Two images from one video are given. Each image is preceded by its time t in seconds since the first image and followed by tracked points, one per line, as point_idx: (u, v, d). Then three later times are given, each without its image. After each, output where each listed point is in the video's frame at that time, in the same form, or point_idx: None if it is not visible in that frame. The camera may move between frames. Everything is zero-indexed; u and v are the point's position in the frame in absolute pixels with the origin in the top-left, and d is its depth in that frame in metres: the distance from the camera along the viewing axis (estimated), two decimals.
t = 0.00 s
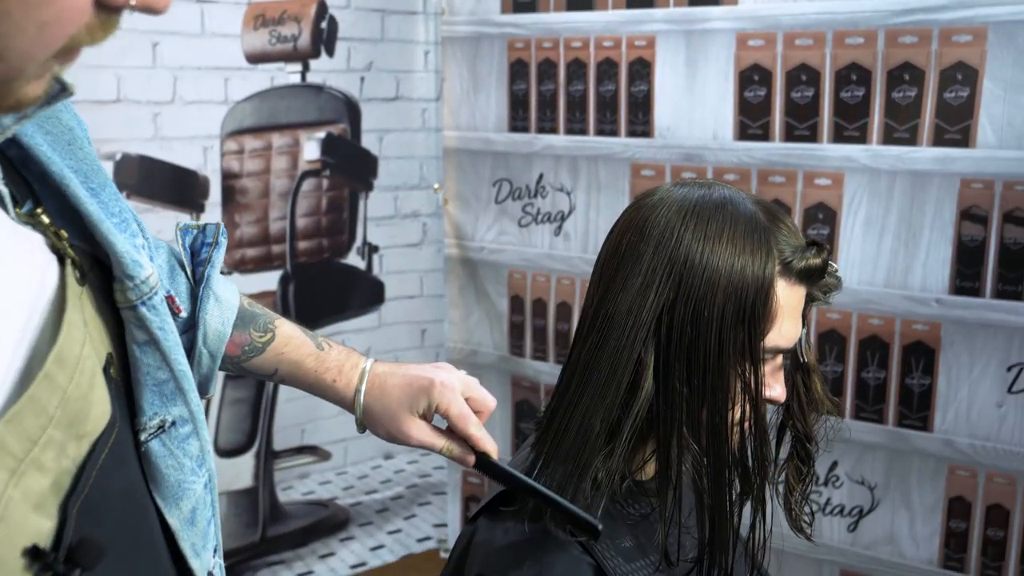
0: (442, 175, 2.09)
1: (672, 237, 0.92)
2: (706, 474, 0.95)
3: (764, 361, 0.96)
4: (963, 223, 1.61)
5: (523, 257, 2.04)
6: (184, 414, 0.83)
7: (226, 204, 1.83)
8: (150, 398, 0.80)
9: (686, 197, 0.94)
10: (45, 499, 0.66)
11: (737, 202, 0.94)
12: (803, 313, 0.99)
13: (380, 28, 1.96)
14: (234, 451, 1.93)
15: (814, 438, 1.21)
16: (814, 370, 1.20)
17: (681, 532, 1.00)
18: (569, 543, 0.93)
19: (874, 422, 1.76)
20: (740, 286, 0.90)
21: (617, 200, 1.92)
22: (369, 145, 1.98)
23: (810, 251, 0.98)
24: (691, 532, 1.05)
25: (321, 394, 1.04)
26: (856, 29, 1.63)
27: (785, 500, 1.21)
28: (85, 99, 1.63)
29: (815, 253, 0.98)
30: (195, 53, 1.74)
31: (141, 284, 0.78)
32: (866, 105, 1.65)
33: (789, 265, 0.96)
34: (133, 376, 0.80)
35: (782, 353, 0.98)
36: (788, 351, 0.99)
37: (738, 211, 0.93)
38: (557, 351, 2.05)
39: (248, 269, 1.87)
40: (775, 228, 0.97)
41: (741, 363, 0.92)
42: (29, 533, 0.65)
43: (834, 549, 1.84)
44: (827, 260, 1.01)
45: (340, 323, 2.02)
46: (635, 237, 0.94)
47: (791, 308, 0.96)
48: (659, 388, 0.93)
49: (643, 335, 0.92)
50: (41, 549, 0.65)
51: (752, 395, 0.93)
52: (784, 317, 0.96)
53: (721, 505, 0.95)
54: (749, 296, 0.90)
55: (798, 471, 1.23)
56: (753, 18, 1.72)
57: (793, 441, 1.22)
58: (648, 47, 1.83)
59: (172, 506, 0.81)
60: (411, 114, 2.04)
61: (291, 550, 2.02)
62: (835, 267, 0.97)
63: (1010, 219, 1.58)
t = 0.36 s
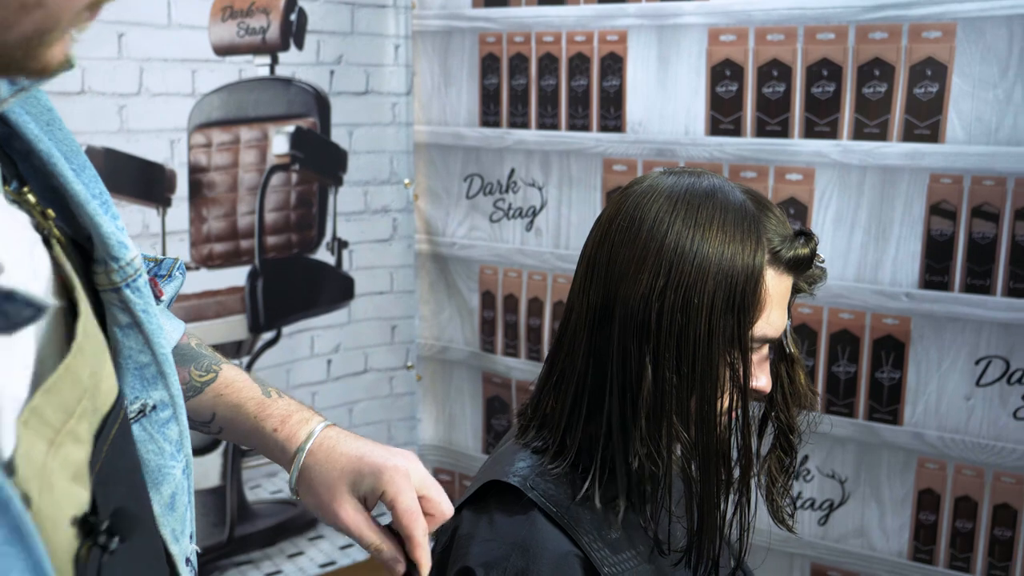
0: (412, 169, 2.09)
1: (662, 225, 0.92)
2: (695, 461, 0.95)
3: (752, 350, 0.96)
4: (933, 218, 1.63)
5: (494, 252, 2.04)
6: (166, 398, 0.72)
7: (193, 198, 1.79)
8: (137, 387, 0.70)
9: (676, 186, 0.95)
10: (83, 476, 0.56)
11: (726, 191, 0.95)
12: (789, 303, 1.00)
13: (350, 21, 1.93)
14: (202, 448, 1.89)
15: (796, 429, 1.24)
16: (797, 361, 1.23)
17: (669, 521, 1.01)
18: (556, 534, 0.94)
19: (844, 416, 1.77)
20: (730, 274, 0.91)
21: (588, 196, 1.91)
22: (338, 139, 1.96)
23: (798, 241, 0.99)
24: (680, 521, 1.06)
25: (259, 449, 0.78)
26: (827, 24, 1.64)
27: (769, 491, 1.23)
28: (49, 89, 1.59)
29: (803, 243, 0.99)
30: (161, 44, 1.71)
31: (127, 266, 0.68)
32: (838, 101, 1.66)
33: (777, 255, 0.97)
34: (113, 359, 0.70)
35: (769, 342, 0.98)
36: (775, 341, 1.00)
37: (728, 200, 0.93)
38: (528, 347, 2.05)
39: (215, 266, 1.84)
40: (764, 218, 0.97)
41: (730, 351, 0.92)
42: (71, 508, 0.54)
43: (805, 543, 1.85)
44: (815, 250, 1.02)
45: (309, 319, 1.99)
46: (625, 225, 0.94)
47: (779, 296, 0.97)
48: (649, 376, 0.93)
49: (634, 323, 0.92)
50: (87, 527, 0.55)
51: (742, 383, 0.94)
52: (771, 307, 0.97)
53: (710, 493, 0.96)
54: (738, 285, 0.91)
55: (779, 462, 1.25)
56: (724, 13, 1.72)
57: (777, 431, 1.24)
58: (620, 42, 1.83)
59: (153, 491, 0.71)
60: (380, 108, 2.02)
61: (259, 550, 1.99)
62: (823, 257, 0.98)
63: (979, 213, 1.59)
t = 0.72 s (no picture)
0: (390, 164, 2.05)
1: (652, 210, 0.92)
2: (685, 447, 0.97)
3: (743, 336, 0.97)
4: (912, 210, 1.63)
5: (473, 246, 2.03)
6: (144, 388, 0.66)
7: (170, 191, 1.81)
8: (162, 377, 0.73)
9: (666, 172, 0.95)
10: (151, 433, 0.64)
11: (716, 177, 0.95)
12: (779, 288, 1.01)
13: (327, 14, 1.91)
14: (180, 445, 1.87)
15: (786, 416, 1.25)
16: (786, 348, 1.25)
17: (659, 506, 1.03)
18: (547, 523, 0.95)
19: (825, 407, 1.78)
20: (721, 261, 0.91)
21: (568, 189, 1.91)
22: (316, 133, 1.94)
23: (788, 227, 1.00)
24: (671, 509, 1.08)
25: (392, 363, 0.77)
26: (806, 17, 1.64)
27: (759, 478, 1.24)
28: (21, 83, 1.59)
29: (794, 229, 0.99)
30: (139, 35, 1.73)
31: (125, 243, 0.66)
32: (817, 93, 1.66)
33: (767, 241, 0.97)
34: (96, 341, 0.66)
35: (759, 328, 0.99)
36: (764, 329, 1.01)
37: (718, 186, 0.94)
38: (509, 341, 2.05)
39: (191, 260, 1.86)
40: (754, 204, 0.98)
41: (721, 337, 0.94)
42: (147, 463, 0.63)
43: (786, 536, 1.85)
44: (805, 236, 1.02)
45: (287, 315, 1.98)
46: (615, 212, 0.94)
47: (770, 283, 0.98)
48: (639, 363, 0.94)
49: (625, 310, 0.93)
50: (163, 480, 0.65)
51: (732, 370, 0.95)
52: (762, 293, 0.97)
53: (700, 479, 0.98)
54: (729, 271, 0.91)
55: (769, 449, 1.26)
56: (702, 6, 1.72)
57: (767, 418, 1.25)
58: (600, 34, 1.82)
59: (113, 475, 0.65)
60: (358, 102, 1.99)
61: (239, 547, 1.98)
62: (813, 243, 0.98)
63: (958, 205, 1.60)
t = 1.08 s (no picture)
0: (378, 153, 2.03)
1: (647, 192, 0.93)
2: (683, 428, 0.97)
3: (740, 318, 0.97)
4: (901, 195, 1.64)
5: (462, 235, 2.02)
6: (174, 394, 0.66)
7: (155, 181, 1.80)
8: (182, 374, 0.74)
9: (662, 152, 0.96)
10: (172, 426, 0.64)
11: (711, 158, 0.95)
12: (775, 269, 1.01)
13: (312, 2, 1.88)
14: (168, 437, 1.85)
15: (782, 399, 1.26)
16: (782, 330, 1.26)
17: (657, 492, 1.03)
18: (544, 506, 0.95)
19: (815, 393, 1.78)
20: (717, 241, 0.92)
21: (556, 177, 1.90)
22: (301, 122, 1.92)
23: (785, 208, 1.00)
24: (667, 492, 1.09)
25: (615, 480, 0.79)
26: (795, 3, 1.64)
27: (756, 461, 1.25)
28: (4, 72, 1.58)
29: (791, 210, 1.00)
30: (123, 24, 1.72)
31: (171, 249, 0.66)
32: (806, 79, 1.66)
33: (764, 222, 0.97)
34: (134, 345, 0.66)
35: (756, 310, 1.00)
36: (759, 310, 1.01)
37: (713, 166, 0.94)
38: (498, 330, 2.04)
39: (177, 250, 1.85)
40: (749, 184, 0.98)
41: (717, 319, 0.94)
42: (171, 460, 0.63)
43: (778, 521, 1.86)
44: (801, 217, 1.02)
45: (274, 307, 1.98)
46: (611, 193, 0.95)
47: (765, 264, 0.98)
48: (636, 345, 0.94)
49: (622, 291, 0.93)
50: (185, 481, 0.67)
51: (728, 352, 0.95)
52: (759, 275, 0.98)
53: (697, 461, 0.98)
54: (725, 251, 0.92)
55: (765, 432, 1.27)
56: None
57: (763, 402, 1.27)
58: (588, 21, 1.81)
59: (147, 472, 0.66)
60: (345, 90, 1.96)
61: (228, 540, 1.97)
62: (809, 223, 0.98)
63: (947, 189, 1.61)
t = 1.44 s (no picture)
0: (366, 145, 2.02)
1: (634, 180, 0.97)
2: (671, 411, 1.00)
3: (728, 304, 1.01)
4: (890, 184, 1.64)
5: (451, 228, 2.02)
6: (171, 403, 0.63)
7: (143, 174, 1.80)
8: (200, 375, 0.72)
9: (649, 141, 1.00)
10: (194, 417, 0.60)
11: (698, 145, 0.99)
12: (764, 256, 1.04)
13: None
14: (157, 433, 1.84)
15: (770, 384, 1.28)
16: (771, 316, 1.26)
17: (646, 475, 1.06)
18: (537, 494, 0.95)
19: (806, 382, 1.78)
20: (703, 227, 0.95)
21: (545, 168, 1.90)
22: (290, 114, 1.92)
23: (773, 193, 1.03)
24: (656, 479, 1.11)
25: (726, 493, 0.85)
26: None
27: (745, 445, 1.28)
28: None
29: (779, 196, 1.03)
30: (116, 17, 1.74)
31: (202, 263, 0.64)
32: (794, 68, 1.66)
33: (751, 208, 1.01)
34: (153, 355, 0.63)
35: (743, 296, 1.03)
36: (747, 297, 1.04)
37: (700, 153, 0.98)
38: (488, 322, 2.04)
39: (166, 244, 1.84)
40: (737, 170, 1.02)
41: (704, 304, 0.97)
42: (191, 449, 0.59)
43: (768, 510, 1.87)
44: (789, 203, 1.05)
45: (264, 300, 1.98)
46: (599, 181, 0.99)
47: (753, 250, 1.01)
48: (624, 330, 0.98)
49: (610, 277, 0.97)
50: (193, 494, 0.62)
51: (715, 336, 0.99)
52: (746, 260, 1.01)
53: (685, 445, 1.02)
54: (712, 238, 0.96)
55: (754, 418, 1.29)
56: None
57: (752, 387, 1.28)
58: (576, 12, 1.81)
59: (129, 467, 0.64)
60: (334, 83, 1.95)
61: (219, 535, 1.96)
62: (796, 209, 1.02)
63: (935, 178, 1.61)
